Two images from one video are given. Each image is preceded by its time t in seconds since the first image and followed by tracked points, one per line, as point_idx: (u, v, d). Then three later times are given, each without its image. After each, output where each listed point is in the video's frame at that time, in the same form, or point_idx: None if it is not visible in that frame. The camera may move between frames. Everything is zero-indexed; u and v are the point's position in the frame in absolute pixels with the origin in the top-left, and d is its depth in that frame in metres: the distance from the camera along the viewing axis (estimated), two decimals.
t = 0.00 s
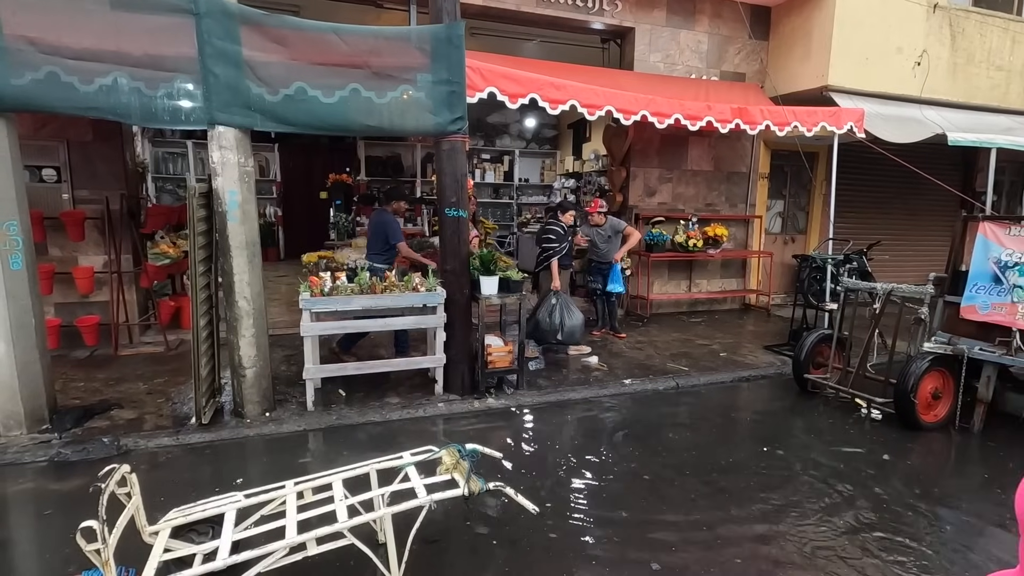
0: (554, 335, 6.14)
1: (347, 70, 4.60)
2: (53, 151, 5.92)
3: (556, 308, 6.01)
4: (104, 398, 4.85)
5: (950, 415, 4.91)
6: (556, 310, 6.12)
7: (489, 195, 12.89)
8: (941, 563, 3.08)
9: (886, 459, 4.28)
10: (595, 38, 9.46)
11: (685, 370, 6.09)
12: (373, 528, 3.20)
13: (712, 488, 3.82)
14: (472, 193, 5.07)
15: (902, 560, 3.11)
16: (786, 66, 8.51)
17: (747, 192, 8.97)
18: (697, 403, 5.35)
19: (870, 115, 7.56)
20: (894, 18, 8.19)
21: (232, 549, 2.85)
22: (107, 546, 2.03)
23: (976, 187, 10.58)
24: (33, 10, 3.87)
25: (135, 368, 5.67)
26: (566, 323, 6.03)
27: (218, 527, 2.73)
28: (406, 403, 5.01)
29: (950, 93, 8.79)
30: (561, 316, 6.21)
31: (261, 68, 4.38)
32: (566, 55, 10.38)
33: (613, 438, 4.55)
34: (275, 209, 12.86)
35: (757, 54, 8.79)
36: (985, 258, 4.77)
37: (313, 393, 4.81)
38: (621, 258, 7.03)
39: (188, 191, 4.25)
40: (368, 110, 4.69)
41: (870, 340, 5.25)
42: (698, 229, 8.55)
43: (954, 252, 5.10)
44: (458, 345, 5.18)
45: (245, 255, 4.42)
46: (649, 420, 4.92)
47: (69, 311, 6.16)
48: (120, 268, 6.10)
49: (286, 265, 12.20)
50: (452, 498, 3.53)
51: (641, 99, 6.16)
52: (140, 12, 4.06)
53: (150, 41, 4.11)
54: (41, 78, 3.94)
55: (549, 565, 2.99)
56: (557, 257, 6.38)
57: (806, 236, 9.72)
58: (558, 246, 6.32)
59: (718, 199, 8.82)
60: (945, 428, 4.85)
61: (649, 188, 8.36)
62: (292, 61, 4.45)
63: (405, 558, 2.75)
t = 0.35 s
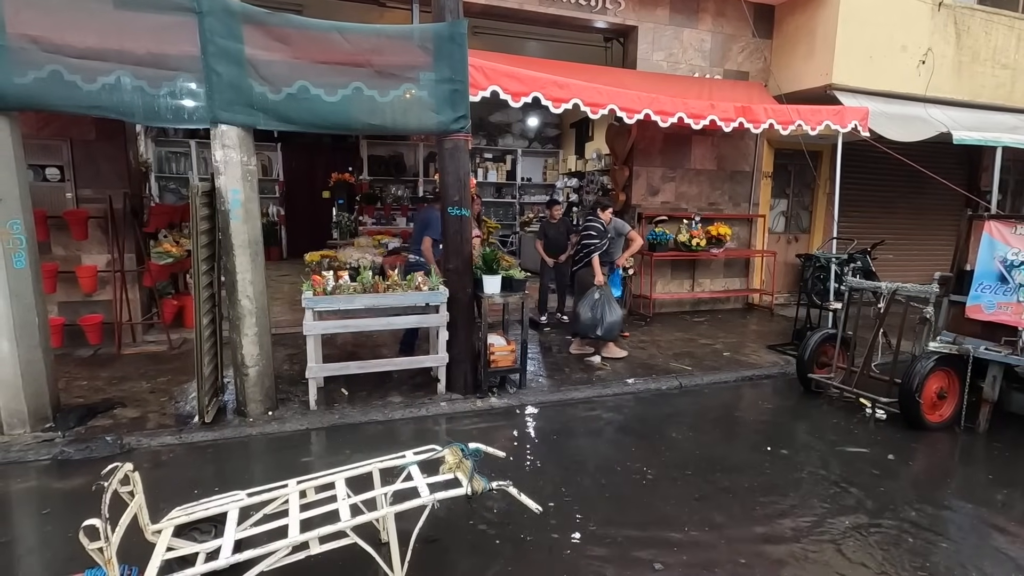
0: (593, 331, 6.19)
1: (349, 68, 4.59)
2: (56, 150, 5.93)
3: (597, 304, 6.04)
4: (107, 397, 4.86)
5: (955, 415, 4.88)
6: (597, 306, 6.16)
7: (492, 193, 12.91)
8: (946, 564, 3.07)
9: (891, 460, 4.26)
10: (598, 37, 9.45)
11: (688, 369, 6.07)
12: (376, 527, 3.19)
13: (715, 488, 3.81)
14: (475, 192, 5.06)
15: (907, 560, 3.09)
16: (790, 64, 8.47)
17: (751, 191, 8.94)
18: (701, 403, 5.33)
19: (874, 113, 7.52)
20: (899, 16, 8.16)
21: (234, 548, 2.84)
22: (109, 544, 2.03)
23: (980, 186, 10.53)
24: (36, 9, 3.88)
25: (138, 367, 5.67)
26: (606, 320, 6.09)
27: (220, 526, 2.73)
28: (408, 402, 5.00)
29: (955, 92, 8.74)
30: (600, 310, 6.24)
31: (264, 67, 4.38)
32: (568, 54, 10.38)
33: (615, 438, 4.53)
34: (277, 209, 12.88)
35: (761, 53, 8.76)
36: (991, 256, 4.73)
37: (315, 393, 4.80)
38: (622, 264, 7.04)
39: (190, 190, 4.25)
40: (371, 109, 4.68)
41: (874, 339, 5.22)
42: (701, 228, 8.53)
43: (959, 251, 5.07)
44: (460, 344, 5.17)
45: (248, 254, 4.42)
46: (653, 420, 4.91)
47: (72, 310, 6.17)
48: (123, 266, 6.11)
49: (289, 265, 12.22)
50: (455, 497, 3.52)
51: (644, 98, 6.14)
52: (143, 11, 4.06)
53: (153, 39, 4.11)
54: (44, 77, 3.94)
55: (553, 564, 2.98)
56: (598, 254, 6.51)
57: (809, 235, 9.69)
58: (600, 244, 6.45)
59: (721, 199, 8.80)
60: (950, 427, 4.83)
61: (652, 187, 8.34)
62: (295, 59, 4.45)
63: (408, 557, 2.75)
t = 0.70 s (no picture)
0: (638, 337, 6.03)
1: (352, 69, 4.59)
2: (61, 150, 5.95)
3: (645, 308, 5.93)
4: (111, 396, 4.87)
5: (959, 415, 4.87)
6: (641, 310, 6.02)
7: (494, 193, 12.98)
8: (950, 564, 3.07)
9: (894, 460, 4.26)
10: (601, 37, 9.45)
11: (691, 370, 6.06)
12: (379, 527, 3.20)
13: (718, 488, 3.81)
14: (477, 192, 5.06)
15: (910, 561, 3.09)
16: (794, 64, 8.45)
17: (753, 190, 8.93)
18: (703, 403, 5.33)
19: (878, 113, 7.50)
20: (902, 16, 8.13)
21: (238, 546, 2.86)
22: (115, 544, 2.04)
23: (984, 186, 10.50)
24: (41, 10, 3.89)
25: (142, 366, 5.69)
26: (653, 324, 5.97)
27: (225, 526, 2.74)
28: (411, 402, 5.01)
29: (959, 91, 8.71)
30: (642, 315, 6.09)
31: (267, 68, 4.39)
32: (570, 53, 10.38)
33: (618, 438, 4.53)
34: (280, 209, 12.91)
35: (763, 52, 8.75)
36: (995, 256, 4.73)
37: (318, 393, 4.81)
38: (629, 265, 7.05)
39: (194, 190, 4.26)
40: (374, 109, 4.69)
41: (878, 339, 5.21)
42: (703, 228, 8.52)
43: (962, 251, 5.07)
44: (463, 344, 5.17)
45: (251, 254, 4.43)
46: (655, 420, 4.91)
47: (76, 310, 6.19)
48: (127, 266, 6.13)
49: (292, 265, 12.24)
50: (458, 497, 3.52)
51: (647, 98, 6.13)
52: (147, 12, 4.07)
53: (156, 40, 4.12)
54: (48, 77, 3.96)
55: (556, 564, 2.98)
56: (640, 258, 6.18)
57: (812, 235, 9.67)
58: (643, 246, 6.13)
59: (724, 199, 8.79)
60: (954, 428, 4.82)
61: (654, 187, 8.34)
62: (298, 60, 4.46)
63: (411, 557, 2.75)
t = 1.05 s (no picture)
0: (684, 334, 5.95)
1: (354, 70, 4.61)
2: (64, 151, 5.98)
3: (689, 304, 5.86)
4: (114, 396, 4.88)
5: (962, 416, 4.85)
6: (683, 307, 5.96)
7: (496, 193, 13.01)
8: (951, 564, 3.07)
9: (896, 460, 4.25)
10: (602, 37, 9.46)
11: (692, 370, 6.06)
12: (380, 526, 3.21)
13: (719, 488, 3.81)
14: (479, 193, 5.06)
15: (910, 561, 3.09)
16: (796, 64, 8.44)
17: (755, 190, 8.92)
18: (705, 403, 5.33)
19: (880, 113, 7.48)
20: (904, 16, 8.12)
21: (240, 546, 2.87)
22: (117, 543, 2.05)
23: (987, 186, 10.47)
24: (44, 12, 3.91)
25: (145, 366, 5.71)
26: (698, 319, 5.92)
27: (227, 525, 2.75)
28: (413, 402, 5.01)
29: (961, 91, 8.69)
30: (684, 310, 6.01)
31: (269, 68, 4.40)
32: (571, 54, 10.39)
33: (619, 438, 4.53)
34: (282, 209, 12.94)
35: (765, 52, 8.74)
36: (997, 256, 4.72)
37: (319, 393, 4.82)
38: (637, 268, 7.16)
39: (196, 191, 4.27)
40: (375, 110, 4.70)
41: (880, 340, 5.20)
42: (705, 228, 8.51)
43: (965, 251, 5.06)
44: (465, 344, 5.18)
45: (253, 254, 4.44)
46: (657, 420, 4.90)
47: (79, 310, 6.21)
48: (130, 267, 6.15)
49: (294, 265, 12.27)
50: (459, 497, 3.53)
51: (648, 98, 6.13)
52: (149, 13, 4.09)
53: (159, 41, 4.14)
54: (52, 79, 3.98)
55: (556, 565, 2.99)
56: (673, 256, 6.16)
57: (814, 235, 9.65)
58: (675, 244, 6.12)
59: (726, 199, 8.78)
60: (956, 428, 4.80)
61: (656, 187, 8.33)
62: (299, 61, 4.47)
63: (412, 557, 2.75)
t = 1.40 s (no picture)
0: (713, 322, 6.15)
1: (356, 70, 4.62)
2: (68, 151, 6.01)
3: (719, 292, 6.14)
4: (117, 396, 4.89)
5: (964, 415, 4.85)
6: (716, 296, 6.18)
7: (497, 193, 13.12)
8: (952, 564, 3.07)
9: (898, 460, 4.25)
10: (603, 37, 9.47)
11: (694, 370, 6.05)
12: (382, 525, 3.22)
13: (720, 487, 3.81)
14: (480, 193, 5.06)
15: (911, 560, 3.09)
16: (797, 63, 8.43)
17: (757, 190, 8.91)
18: (706, 402, 5.33)
19: (882, 112, 7.47)
20: (907, 15, 8.10)
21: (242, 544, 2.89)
22: (120, 541, 2.07)
23: (990, 185, 10.44)
24: (48, 12, 3.93)
25: (148, 366, 5.73)
26: (727, 309, 6.15)
27: (229, 525, 2.76)
28: (414, 402, 5.02)
29: (964, 90, 8.66)
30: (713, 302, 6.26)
31: (271, 69, 4.41)
32: (572, 54, 10.40)
33: (621, 438, 4.54)
34: (284, 209, 12.99)
35: (767, 52, 8.73)
36: (1000, 256, 4.71)
37: (321, 392, 4.83)
38: (638, 268, 7.12)
39: (199, 191, 4.28)
40: (377, 110, 4.71)
41: (882, 339, 5.19)
42: (707, 228, 8.50)
43: (967, 250, 5.05)
44: (466, 343, 5.18)
45: (255, 254, 4.44)
46: (658, 419, 4.91)
47: (82, 310, 6.23)
48: (133, 267, 6.17)
49: (297, 265, 12.30)
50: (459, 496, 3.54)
51: (650, 98, 6.12)
52: (151, 14, 4.10)
53: (161, 42, 4.16)
54: (55, 79, 4.00)
55: (556, 564, 2.99)
56: (700, 251, 6.58)
57: (817, 234, 9.63)
58: (701, 239, 6.56)
59: (728, 198, 8.77)
60: (958, 428, 4.80)
61: (657, 187, 8.33)
62: (301, 61, 4.48)
63: (413, 556, 2.75)
